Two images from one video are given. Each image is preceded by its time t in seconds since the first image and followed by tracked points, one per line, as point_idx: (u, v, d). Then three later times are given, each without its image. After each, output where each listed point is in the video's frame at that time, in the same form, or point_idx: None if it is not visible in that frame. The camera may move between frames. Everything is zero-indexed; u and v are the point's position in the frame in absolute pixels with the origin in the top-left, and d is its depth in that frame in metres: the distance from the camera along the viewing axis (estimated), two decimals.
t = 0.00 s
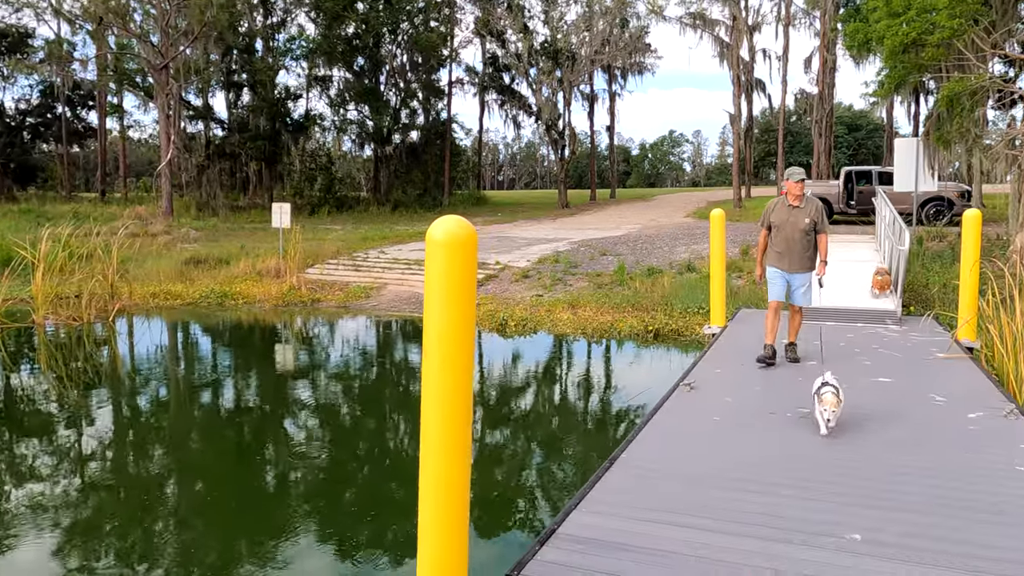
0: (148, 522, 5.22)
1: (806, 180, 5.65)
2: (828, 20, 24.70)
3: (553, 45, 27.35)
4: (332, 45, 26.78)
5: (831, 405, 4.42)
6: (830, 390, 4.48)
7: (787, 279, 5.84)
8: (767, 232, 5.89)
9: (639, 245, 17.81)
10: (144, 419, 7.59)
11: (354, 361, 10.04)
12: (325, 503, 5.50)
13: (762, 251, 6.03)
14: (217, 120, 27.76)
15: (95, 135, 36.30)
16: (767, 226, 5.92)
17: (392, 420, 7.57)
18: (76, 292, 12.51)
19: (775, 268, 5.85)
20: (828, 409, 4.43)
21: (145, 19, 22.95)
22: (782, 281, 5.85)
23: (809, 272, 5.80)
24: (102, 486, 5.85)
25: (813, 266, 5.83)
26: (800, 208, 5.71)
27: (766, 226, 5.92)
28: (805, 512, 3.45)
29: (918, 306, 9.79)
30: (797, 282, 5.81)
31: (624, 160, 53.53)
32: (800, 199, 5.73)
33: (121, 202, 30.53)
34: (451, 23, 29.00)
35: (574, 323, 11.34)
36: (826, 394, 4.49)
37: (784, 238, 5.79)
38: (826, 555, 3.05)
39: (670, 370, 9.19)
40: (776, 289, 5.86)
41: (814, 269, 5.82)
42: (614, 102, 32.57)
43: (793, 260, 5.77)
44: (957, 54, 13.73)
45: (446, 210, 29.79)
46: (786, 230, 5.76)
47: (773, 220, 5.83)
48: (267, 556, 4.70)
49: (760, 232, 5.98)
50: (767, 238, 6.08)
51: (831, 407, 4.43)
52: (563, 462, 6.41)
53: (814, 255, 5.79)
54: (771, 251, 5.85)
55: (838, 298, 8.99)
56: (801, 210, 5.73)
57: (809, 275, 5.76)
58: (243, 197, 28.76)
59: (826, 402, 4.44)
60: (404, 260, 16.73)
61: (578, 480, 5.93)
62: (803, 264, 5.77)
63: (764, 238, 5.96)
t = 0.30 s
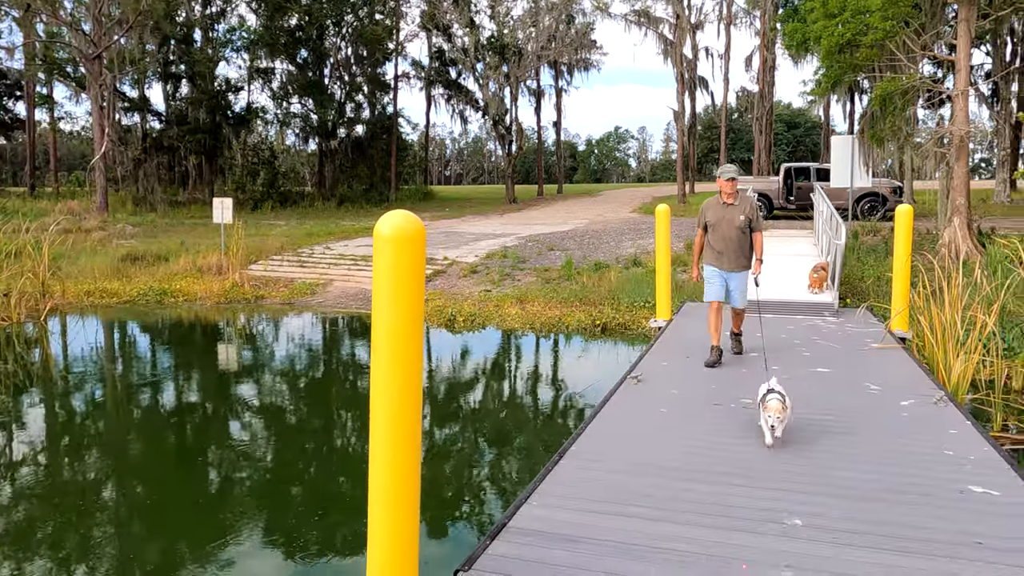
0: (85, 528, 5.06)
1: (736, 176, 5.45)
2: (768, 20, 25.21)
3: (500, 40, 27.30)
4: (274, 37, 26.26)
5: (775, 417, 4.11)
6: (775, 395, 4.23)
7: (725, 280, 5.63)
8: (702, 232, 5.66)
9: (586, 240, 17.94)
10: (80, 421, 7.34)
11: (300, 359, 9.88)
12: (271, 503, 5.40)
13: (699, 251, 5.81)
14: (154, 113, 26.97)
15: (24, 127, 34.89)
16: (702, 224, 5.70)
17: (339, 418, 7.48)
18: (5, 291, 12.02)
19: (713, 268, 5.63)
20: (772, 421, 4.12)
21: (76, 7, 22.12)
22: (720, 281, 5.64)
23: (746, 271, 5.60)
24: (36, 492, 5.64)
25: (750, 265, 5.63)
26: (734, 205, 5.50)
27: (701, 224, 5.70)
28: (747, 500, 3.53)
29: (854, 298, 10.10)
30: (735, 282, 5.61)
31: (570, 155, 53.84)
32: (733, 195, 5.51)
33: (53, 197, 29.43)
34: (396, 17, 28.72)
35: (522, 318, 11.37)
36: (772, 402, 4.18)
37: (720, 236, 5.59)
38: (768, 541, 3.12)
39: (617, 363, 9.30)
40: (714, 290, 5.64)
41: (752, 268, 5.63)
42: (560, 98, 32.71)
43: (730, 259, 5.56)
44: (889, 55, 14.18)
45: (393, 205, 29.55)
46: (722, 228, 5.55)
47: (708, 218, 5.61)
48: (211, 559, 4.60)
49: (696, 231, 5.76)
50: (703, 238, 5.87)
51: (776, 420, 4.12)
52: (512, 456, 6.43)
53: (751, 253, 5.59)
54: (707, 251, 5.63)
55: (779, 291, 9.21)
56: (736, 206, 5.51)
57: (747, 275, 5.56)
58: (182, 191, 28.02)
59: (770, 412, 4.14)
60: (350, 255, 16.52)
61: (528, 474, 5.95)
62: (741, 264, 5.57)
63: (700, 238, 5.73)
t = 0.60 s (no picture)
0: (27, 535, 4.89)
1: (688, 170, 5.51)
2: (718, 20, 25.61)
3: (454, 36, 27.17)
4: (222, 29, 25.73)
5: (731, 431, 3.87)
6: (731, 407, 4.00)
7: (673, 275, 5.66)
8: (651, 225, 5.67)
9: (541, 237, 18.00)
10: (19, 425, 7.09)
11: (251, 358, 9.71)
12: (222, 506, 5.30)
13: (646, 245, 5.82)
14: (97, 106, 26.19)
15: None
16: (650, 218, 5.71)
17: (292, 418, 7.37)
18: None
19: (663, 263, 5.64)
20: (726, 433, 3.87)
21: None
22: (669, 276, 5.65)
23: (695, 265, 5.63)
24: None
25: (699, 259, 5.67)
26: (685, 199, 5.52)
27: (650, 219, 5.71)
28: (700, 490, 3.58)
29: (802, 293, 10.32)
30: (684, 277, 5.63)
31: (525, 152, 53.95)
32: (683, 189, 5.53)
33: None
34: (348, 11, 28.40)
35: (478, 315, 11.35)
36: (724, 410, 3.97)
37: (670, 230, 5.60)
38: (720, 530, 3.17)
39: (572, 359, 9.35)
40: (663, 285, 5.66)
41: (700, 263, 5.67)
42: (514, 94, 32.71)
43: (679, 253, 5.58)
44: (835, 55, 14.53)
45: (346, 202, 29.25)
46: (672, 222, 5.57)
47: (658, 212, 5.62)
48: (161, 563, 4.50)
49: (643, 225, 5.76)
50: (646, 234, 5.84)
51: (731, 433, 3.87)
52: (469, 453, 6.41)
53: (700, 247, 5.62)
54: (657, 245, 5.64)
55: (730, 287, 9.36)
56: (686, 201, 5.54)
57: (696, 269, 5.59)
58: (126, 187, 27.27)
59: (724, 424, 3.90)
60: (303, 253, 16.29)
61: (484, 471, 5.95)
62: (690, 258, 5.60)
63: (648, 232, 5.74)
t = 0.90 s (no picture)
0: None
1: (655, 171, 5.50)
2: (680, 18, 25.85)
3: (417, 31, 27.04)
4: (179, 22, 25.25)
5: (698, 441, 3.52)
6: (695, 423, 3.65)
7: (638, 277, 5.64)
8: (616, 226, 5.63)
9: (505, 233, 18.01)
10: None
11: (211, 357, 9.55)
12: (182, 508, 5.22)
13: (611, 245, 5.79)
14: (48, 100, 25.49)
15: None
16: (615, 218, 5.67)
17: (253, 417, 7.28)
18: None
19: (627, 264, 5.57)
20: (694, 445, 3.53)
21: None
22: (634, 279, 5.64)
23: (659, 268, 5.60)
24: None
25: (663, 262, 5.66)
26: (650, 200, 5.47)
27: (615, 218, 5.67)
28: (662, 483, 3.62)
29: (762, 288, 10.48)
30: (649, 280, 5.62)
31: (488, 149, 53.90)
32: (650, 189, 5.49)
33: None
34: (310, 5, 28.05)
35: (442, 311, 11.31)
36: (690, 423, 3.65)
37: (634, 231, 5.58)
38: (683, 522, 3.21)
39: (536, 355, 9.38)
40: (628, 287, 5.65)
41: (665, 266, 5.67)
42: (478, 91, 32.63)
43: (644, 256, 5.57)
44: (793, 54, 14.78)
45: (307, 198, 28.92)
46: (637, 222, 5.53)
47: (623, 212, 5.58)
48: (118, 567, 4.42)
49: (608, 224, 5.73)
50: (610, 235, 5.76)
51: (699, 444, 3.52)
52: (434, 450, 6.40)
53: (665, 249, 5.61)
54: (622, 246, 5.62)
55: (692, 282, 9.47)
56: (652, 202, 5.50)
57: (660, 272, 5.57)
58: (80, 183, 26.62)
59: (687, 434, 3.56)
60: (263, 249, 16.06)
61: (449, 468, 5.94)
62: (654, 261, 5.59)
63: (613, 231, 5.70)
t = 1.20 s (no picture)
0: None
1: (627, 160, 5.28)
2: (648, 13, 25.97)
3: (385, 23, 26.84)
4: (141, 12, 24.75)
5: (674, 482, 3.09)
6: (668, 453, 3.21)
7: (609, 271, 5.51)
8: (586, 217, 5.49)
9: (475, 227, 17.98)
10: None
11: (177, 354, 9.41)
12: (148, 508, 5.15)
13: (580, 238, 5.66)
14: (6, 91, 24.86)
15: None
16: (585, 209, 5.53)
17: (221, 415, 7.20)
18: None
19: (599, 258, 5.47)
20: (673, 477, 3.12)
21: None
22: (604, 272, 5.51)
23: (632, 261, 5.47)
24: None
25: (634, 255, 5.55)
26: (622, 191, 5.34)
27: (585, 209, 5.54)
28: (631, 475, 3.66)
29: (730, 281, 10.60)
30: (620, 274, 5.51)
31: (458, 143, 53.75)
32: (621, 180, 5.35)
33: None
34: None
35: (412, 306, 11.27)
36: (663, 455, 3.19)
37: (605, 222, 5.44)
38: (650, 513, 3.24)
39: (507, 349, 9.39)
40: (597, 282, 5.50)
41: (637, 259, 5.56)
42: (447, 84, 32.49)
43: (615, 249, 5.44)
44: (759, 50, 14.94)
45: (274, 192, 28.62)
46: (608, 214, 5.39)
47: (594, 202, 5.43)
48: (82, 568, 4.36)
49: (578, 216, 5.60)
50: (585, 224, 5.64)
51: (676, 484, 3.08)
52: (404, 445, 6.38)
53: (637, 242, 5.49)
54: (592, 239, 5.48)
55: (661, 276, 9.54)
56: (623, 192, 5.37)
57: (632, 266, 5.45)
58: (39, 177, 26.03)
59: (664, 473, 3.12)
60: (230, 244, 15.86)
61: (419, 463, 5.94)
62: (625, 254, 5.47)
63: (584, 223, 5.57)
